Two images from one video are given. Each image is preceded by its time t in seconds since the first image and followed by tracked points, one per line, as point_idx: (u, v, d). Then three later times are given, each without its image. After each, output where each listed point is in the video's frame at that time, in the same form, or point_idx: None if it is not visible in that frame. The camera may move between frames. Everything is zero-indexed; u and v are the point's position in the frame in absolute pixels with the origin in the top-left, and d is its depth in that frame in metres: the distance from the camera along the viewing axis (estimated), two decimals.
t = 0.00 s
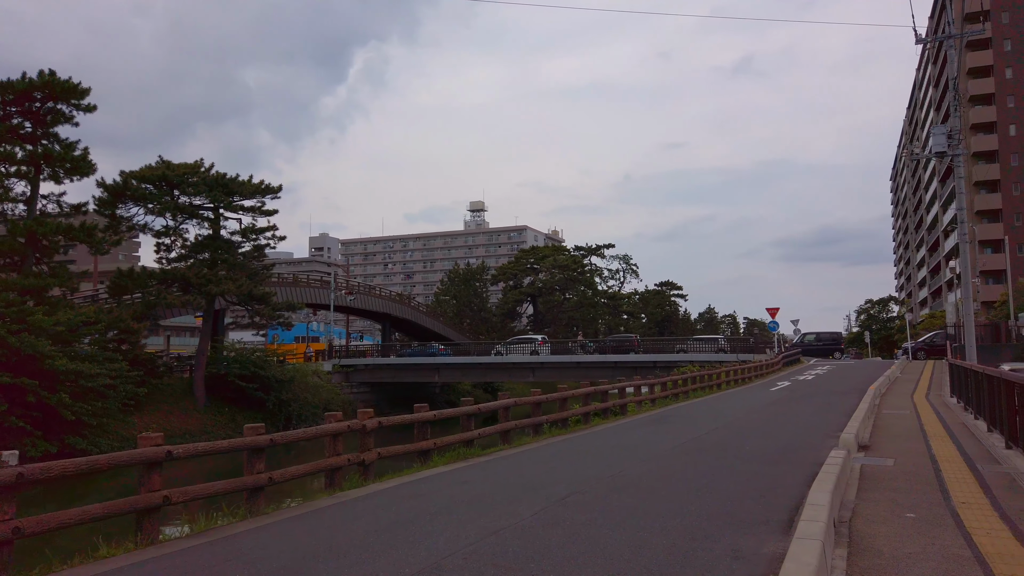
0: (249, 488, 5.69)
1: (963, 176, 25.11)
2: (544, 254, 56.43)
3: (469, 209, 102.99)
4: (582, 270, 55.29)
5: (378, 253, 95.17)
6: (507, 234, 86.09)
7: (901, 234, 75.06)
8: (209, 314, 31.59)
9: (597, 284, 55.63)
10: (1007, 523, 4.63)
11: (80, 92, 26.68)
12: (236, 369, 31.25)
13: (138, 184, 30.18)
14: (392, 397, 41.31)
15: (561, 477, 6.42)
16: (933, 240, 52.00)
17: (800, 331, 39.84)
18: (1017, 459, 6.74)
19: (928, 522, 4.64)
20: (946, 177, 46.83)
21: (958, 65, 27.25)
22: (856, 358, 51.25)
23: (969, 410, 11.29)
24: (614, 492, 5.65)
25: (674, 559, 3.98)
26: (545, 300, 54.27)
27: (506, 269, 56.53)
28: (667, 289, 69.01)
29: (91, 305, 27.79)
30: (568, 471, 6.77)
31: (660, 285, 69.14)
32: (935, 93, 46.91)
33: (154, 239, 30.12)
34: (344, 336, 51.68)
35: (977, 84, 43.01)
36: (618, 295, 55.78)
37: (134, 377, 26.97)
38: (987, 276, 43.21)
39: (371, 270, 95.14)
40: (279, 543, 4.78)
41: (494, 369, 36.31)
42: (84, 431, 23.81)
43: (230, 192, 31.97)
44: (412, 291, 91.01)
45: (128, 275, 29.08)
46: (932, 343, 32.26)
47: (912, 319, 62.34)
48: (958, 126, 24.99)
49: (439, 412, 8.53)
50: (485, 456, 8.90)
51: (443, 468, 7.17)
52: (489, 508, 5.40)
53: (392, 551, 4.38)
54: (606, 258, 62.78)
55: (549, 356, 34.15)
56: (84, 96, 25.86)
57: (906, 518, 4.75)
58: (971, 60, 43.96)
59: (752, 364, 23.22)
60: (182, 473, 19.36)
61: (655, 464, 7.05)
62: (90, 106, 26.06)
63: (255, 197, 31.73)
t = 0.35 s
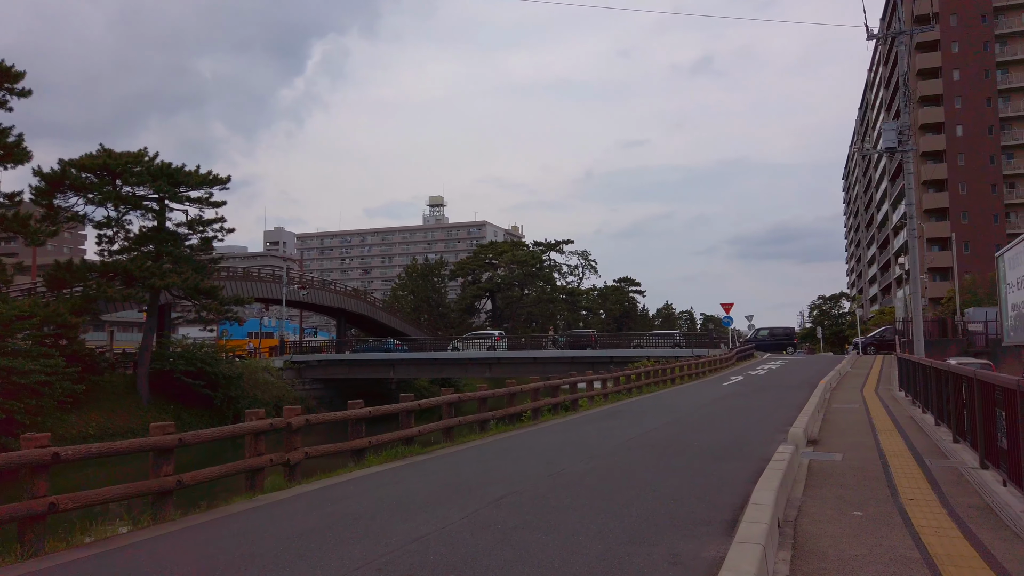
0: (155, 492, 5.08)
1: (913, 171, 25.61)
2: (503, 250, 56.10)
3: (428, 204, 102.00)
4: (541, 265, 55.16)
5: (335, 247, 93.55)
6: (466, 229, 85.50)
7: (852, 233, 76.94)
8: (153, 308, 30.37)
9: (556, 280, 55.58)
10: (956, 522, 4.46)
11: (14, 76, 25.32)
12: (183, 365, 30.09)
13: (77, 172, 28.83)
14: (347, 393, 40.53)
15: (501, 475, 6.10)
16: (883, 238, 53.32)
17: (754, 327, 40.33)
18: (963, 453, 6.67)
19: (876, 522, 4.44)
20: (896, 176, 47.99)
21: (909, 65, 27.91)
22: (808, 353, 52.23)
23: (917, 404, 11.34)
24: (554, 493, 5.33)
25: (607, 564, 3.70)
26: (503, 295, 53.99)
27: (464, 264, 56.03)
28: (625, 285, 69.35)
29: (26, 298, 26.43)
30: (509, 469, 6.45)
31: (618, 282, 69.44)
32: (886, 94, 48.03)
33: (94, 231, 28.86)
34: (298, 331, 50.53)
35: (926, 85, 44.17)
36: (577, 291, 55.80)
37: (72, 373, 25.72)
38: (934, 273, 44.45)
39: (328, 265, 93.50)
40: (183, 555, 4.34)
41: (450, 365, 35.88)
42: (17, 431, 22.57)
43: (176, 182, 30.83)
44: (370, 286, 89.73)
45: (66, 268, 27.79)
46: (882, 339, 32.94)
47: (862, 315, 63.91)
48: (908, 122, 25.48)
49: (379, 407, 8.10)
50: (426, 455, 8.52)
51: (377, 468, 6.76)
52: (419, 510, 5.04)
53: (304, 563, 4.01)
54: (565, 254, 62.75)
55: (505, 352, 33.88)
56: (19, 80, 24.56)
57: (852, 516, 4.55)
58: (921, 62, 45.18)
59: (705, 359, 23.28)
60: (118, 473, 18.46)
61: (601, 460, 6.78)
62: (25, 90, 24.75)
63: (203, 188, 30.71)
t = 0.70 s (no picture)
0: (85, 502, 4.68)
1: (892, 165, 25.63)
2: (483, 245, 55.74)
3: (408, 198, 101.26)
4: (521, 261, 54.84)
5: (313, 242, 92.52)
6: (446, 224, 84.98)
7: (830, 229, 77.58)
8: (122, 303, 29.60)
9: (537, 275, 55.32)
10: (941, 530, 4.23)
11: None
12: (154, 361, 29.34)
13: (43, 163, 27.95)
14: (324, 389, 39.99)
15: (464, 479, 5.78)
16: (861, 234, 53.72)
17: (734, 322, 40.37)
18: (944, 453, 6.48)
19: (857, 530, 4.19)
20: (874, 172, 48.29)
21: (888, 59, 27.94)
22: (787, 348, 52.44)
23: (896, 400, 11.22)
24: (518, 499, 5.02)
25: None
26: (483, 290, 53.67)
27: (444, 259, 55.54)
28: (606, 281, 69.24)
29: None
30: (474, 471, 6.13)
31: (599, 277, 69.33)
32: (865, 90, 48.34)
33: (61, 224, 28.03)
34: (275, 327, 49.76)
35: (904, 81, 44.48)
36: (557, 287, 55.57)
37: (38, 370, 24.91)
38: (911, 269, 44.81)
39: (307, 260, 92.44)
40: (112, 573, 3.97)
41: (428, 361, 35.51)
42: None
43: (146, 174, 30.09)
44: (349, 282, 88.89)
45: (32, 262, 26.97)
46: (860, 334, 33.09)
47: (839, 311, 64.45)
48: (888, 116, 25.50)
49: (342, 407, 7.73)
50: (391, 454, 8.19)
51: (335, 471, 6.40)
52: (373, 519, 4.71)
53: None
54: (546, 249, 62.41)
55: (484, 347, 33.58)
56: None
57: (833, 524, 4.29)
58: (900, 59, 45.46)
59: (684, 355, 23.12)
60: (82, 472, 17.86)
61: (573, 461, 6.47)
62: None
63: (174, 180, 30.03)
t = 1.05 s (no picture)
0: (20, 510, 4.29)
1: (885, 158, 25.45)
2: (474, 240, 55.34)
3: (399, 193, 100.67)
4: (512, 256, 54.46)
5: (303, 237, 91.77)
6: (437, 220, 84.50)
7: (822, 225, 77.65)
8: (104, 298, 29.01)
9: (527, 271, 54.98)
10: (945, 541, 3.91)
11: None
12: (137, 356, 28.79)
13: (22, 154, 27.33)
14: (312, 386, 39.53)
15: (439, 479, 5.42)
16: (853, 230, 53.68)
17: (724, 318, 40.16)
18: (944, 454, 6.17)
19: (857, 541, 3.85)
20: (866, 168, 48.16)
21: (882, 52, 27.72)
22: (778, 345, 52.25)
23: (889, 397, 10.97)
24: (492, 504, 4.66)
25: None
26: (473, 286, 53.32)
27: (434, 254, 55.08)
28: (597, 276, 68.86)
29: None
30: (450, 470, 5.77)
31: (591, 273, 68.95)
32: (857, 85, 48.19)
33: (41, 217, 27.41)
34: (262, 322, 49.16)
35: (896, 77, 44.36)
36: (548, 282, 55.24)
37: (16, 365, 24.32)
38: (903, 265, 44.76)
39: (296, 255, 91.73)
40: None
41: (416, 356, 35.12)
42: None
43: (129, 166, 29.55)
44: (339, 277, 88.25)
45: (11, 255, 26.33)
46: (851, 330, 32.93)
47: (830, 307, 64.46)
48: (881, 108, 25.29)
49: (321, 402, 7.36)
50: (367, 454, 7.81)
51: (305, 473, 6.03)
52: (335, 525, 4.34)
53: None
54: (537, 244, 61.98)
55: (473, 343, 33.23)
56: None
57: (829, 533, 3.96)
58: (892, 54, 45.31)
59: (674, 351, 22.81)
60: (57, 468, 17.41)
61: (557, 460, 6.11)
62: None
63: (157, 172, 29.53)
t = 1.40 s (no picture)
0: None
1: (876, 151, 25.20)
2: (463, 236, 54.96)
3: (389, 189, 100.09)
4: (501, 252, 54.06)
5: (292, 233, 91.01)
6: (427, 216, 84.02)
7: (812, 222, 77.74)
8: (83, 295, 28.44)
9: (517, 267, 54.61)
10: (943, 550, 3.59)
11: None
12: (117, 353, 28.24)
13: None
14: (298, 383, 39.08)
15: (403, 483, 5.05)
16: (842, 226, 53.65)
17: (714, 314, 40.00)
18: (939, 454, 5.87)
19: (849, 552, 3.53)
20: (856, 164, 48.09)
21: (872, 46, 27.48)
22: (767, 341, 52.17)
23: (880, 393, 10.70)
24: (458, 507, 4.32)
25: None
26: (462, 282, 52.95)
27: (423, 250, 54.62)
28: (587, 273, 68.51)
29: None
30: (417, 472, 5.40)
31: (581, 270, 68.63)
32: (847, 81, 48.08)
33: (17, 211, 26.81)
34: (248, 319, 48.57)
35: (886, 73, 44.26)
36: (537, 279, 54.90)
37: None
38: (892, 261, 44.75)
39: (285, 252, 91.02)
40: None
41: (403, 353, 34.73)
42: None
43: (109, 160, 28.96)
44: (328, 274, 87.62)
45: None
46: (841, 327, 32.81)
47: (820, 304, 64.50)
48: (872, 101, 25.04)
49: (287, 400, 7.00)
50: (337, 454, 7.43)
51: (264, 475, 5.65)
52: (283, 535, 3.97)
53: None
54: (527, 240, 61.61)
55: (461, 340, 32.89)
56: None
57: (819, 542, 3.64)
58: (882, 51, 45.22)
59: (663, 348, 22.54)
60: (29, 467, 16.93)
61: (532, 462, 5.75)
62: None
63: (138, 166, 28.97)
